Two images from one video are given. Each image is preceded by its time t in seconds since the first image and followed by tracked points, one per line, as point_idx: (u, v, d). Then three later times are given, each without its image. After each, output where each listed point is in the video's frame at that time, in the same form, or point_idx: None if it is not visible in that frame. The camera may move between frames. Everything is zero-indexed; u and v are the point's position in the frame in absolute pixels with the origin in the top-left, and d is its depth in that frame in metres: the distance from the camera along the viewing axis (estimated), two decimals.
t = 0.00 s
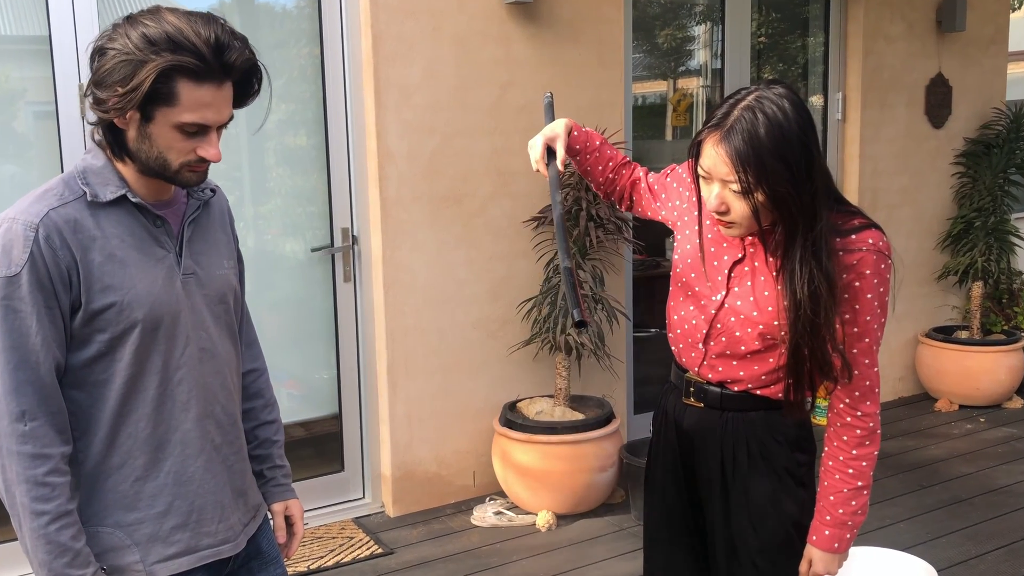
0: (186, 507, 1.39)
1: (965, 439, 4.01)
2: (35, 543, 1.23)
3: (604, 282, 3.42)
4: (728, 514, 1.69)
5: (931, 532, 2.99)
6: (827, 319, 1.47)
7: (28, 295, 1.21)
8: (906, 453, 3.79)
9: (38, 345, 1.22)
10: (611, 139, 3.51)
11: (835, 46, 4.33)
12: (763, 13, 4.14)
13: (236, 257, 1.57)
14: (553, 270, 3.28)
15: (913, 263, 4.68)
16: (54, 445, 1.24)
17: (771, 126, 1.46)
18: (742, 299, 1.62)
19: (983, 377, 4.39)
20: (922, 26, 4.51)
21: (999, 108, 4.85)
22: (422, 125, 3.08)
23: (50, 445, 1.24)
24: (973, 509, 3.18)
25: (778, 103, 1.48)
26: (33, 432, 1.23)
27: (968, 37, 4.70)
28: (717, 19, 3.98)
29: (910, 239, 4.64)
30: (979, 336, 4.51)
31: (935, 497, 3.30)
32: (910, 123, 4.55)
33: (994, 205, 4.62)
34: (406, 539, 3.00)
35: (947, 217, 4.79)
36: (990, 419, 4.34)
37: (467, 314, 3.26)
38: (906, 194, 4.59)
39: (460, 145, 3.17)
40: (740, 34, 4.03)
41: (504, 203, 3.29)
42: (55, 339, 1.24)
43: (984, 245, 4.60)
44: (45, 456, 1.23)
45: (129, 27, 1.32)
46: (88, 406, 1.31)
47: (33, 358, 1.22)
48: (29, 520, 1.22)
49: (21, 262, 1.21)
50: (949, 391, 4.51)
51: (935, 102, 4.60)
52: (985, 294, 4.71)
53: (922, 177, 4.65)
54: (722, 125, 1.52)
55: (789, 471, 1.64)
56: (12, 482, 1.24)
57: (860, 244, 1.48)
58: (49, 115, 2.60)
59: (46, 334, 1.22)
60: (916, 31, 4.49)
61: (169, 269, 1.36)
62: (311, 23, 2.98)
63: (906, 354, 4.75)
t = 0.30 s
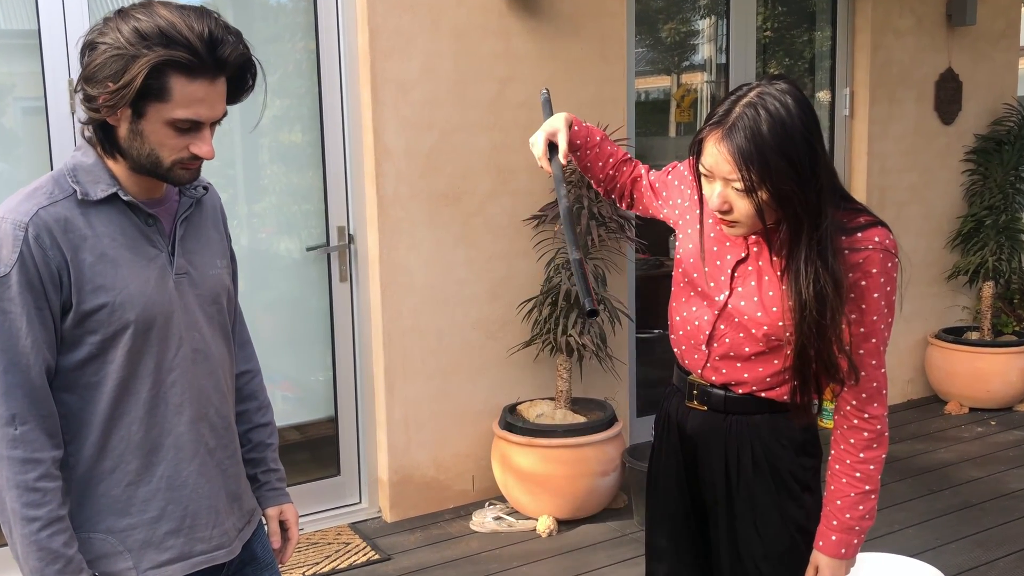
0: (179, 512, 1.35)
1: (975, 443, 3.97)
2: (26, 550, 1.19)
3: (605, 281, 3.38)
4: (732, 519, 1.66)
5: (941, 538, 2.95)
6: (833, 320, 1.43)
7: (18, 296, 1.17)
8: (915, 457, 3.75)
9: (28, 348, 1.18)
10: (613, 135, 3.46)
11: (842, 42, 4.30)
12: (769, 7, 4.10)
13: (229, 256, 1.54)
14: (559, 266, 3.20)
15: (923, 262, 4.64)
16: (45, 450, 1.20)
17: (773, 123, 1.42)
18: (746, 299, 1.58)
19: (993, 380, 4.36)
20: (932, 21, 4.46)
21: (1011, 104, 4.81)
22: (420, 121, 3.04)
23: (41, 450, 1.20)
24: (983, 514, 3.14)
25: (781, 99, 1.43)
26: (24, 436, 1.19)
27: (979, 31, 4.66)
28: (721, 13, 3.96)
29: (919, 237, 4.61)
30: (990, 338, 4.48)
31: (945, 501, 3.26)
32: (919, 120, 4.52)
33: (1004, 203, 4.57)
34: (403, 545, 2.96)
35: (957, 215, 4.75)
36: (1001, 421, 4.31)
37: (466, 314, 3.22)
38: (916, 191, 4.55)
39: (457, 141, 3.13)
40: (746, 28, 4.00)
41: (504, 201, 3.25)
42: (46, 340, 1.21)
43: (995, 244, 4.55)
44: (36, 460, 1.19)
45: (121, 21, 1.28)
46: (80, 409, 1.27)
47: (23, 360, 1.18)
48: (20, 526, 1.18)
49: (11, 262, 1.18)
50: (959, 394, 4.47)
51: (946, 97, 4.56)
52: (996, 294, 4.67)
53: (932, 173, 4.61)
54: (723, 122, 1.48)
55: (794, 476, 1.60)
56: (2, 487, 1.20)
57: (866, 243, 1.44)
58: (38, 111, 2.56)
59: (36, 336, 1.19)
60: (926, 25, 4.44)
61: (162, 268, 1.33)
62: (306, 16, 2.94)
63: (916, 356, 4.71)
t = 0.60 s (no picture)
0: (171, 518, 1.31)
1: (987, 447, 3.93)
2: (14, 557, 1.15)
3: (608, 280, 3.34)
4: (736, 525, 1.62)
5: (952, 544, 2.91)
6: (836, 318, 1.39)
7: (5, 296, 1.13)
8: (925, 462, 3.71)
9: (15, 350, 1.14)
10: (615, 131, 3.42)
11: (851, 37, 4.27)
12: (775, 1, 4.07)
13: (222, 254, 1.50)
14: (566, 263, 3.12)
15: (934, 261, 4.61)
16: (34, 454, 1.16)
17: (773, 116, 1.38)
18: (749, 299, 1.54)
19: (1007, 383, 4.33)
20: (943, 14, 4.43)
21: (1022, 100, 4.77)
22: (416, 117, 3.00)
23: (29, 453, 1.16)
24: (996, 520, 3.11)
25: (781, 92, 1.39)
26: (12, 440, 1.15)
27: (990, 25, 4.63)
28: (727, 6, 3.92)
29: (929, 236, 4.57)
30: (1002, 340, 4.44)
31: (956, 507, 3.22)
32: (930, 115, 4.48)
33: (1018, 201, 4.51)
34: (400, 551, 2.92)
35: (969, 214, 4.71)
36: (1012, 425, 4.28)
37: (466, 315, 3.18)
38: (926, 189, 4.51)
39: (456, 138, 3.09)
40: (752, 20, 3.96)
41: (504, 199, 3.21)
42: (34, 342, 1.16)
43: (1007, 243, 4.49)
44: (25, 464, 1.15)
45: (109, 13, 1.24)
46: (70, 413, 1.23)
47: (10, 363, 1.14)
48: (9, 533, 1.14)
49: None
50: (970, 397, 4.44)
51: (956, 92, 4.52)
52: (1008, 294, 4.62)
53: (942, 170, 4.57)
54: (722, 114, 1.44)
55: (799, 481, 1.56)
56: None
57: (871, 241, 1.40)
58: (26, 106, 2.52)
59: (23, 338, 1.15)
60: (936, 19, 4.41)
61: (153, 268, 1.28)
62: (301, 10, 2.90)
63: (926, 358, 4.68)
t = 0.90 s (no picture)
0: (162, 524, 1.26)
1: (999, 451, 3.89)
2: None
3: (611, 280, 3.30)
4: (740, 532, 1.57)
5: (962, 551, 2.87)
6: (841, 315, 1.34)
7: None
8: (936, 466, 3.67)
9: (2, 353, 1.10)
10: (618, 127, 3.38)
11: (860, 32, 4.23)
12: None
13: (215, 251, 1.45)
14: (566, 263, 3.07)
15: (944, 260, 4.56)
16: (20, 459, 1.12)
17: (780, 100, 1.34)
18: (754, 299, 1.50)
19: (1018, 385, 4.28)
20: (954, 8, 4.39)
21: None
22: (413, 111, 2.96)
23: (16, 458, 1.11)
24: (1008, 526, 3.06)
25: (790, 76, 1.35)
26: None
27: (1002, 19, 4.59)
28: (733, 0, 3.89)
29: (940, 236, 4.53)
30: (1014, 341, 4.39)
31: (968, 513, 3.18)
32: (940, 111, 4.44)
33: None
34: (397, 558, 2.88)
35: (980, 212, 4.67)
36: None
37: (465, 316, 3.14)
38: (936, 186, 4.48)
39: (456, 134, 3.05)
40: (758, 14, 3.93)
41: (503, 197, 3.17)
42: (22, 344, 1.13)
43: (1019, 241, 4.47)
44: (12, 470, 1.11)
45: (87, 3, 1.20)
46: (59, 416, 1.19)
47: None
48: None
49: None
50: (981, 399, 4.40)
51: (967, 87, 4.48)
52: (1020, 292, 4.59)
53: (954, 167, 4.53)
54: (728, 96, 1.40)
55: (804, 487, 1.51)
56: None
57: (879, 239, 1.35)
58: (14, 102, 2.48)
59: (10, 340, 1.11)
60: (947, 12, 4.37)
61: (144, 268, 1.24)
62: (295, 3, 2.86)
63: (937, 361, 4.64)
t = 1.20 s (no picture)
0: (153, 530, 1.22)
1: (1010, 455, 3.85)
2: None
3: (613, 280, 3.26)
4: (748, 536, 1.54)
5: (973, 558, 2.84)
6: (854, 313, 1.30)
7: None
8: (947, 471, 3.63)
9: None
10: (621, 122, 3.35)
11: (869, 25, 4.19)
12: None
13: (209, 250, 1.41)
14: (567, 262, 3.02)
15: (956, 260, 4.52)
16: (8, 464, 1.08)
17: (793, 87, 1.30)
18: (761, 299, 1.46)
19: None
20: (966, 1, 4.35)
21: None
22: (410, 108, 2.92)
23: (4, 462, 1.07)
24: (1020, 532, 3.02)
25: (803, 64, 1.31)
26: None
27: (1013, 13, 4.55)
28: None
29: (950, 235, 4.49)
30: None
31: (979, 518, 3.14)
32: (951, 106, 4.40)
33: None
34: (393, 565, 2.85)
35: (993, 210, 4.63)
36: None
37: (463, 316, 3.10)
38: (948, 184, 4.44)
39: (456, 131, 3.01)
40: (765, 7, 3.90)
41: (502, 195, 3.13)
42: (8, 346, 1.09)
43: None
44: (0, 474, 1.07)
45: None
46: (47, 419, 1.15)
47: None
48: None
49: None
50: (993, 402, 4.36)
51: (979, 82, 4.45)
52: None
53: (966, 164, 4.50)
54: (741, 84, 1.36)
55: (813, 492, 1.48)
56: None
57: (890, 237, 1.31)
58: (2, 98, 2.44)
59: None
60: (958, 5, 4.33)
61: (135, 267, 1.20)
62: None
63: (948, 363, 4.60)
